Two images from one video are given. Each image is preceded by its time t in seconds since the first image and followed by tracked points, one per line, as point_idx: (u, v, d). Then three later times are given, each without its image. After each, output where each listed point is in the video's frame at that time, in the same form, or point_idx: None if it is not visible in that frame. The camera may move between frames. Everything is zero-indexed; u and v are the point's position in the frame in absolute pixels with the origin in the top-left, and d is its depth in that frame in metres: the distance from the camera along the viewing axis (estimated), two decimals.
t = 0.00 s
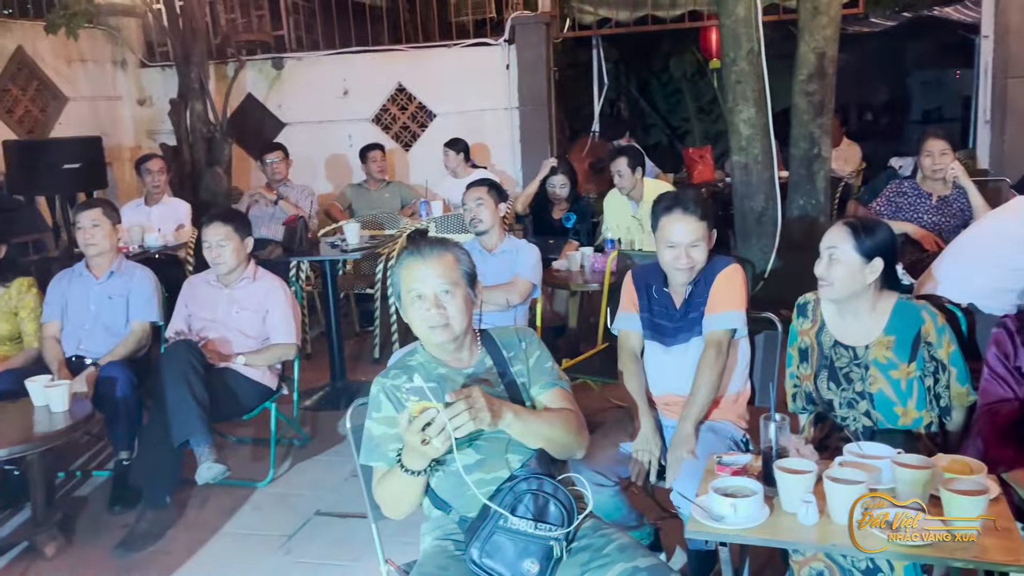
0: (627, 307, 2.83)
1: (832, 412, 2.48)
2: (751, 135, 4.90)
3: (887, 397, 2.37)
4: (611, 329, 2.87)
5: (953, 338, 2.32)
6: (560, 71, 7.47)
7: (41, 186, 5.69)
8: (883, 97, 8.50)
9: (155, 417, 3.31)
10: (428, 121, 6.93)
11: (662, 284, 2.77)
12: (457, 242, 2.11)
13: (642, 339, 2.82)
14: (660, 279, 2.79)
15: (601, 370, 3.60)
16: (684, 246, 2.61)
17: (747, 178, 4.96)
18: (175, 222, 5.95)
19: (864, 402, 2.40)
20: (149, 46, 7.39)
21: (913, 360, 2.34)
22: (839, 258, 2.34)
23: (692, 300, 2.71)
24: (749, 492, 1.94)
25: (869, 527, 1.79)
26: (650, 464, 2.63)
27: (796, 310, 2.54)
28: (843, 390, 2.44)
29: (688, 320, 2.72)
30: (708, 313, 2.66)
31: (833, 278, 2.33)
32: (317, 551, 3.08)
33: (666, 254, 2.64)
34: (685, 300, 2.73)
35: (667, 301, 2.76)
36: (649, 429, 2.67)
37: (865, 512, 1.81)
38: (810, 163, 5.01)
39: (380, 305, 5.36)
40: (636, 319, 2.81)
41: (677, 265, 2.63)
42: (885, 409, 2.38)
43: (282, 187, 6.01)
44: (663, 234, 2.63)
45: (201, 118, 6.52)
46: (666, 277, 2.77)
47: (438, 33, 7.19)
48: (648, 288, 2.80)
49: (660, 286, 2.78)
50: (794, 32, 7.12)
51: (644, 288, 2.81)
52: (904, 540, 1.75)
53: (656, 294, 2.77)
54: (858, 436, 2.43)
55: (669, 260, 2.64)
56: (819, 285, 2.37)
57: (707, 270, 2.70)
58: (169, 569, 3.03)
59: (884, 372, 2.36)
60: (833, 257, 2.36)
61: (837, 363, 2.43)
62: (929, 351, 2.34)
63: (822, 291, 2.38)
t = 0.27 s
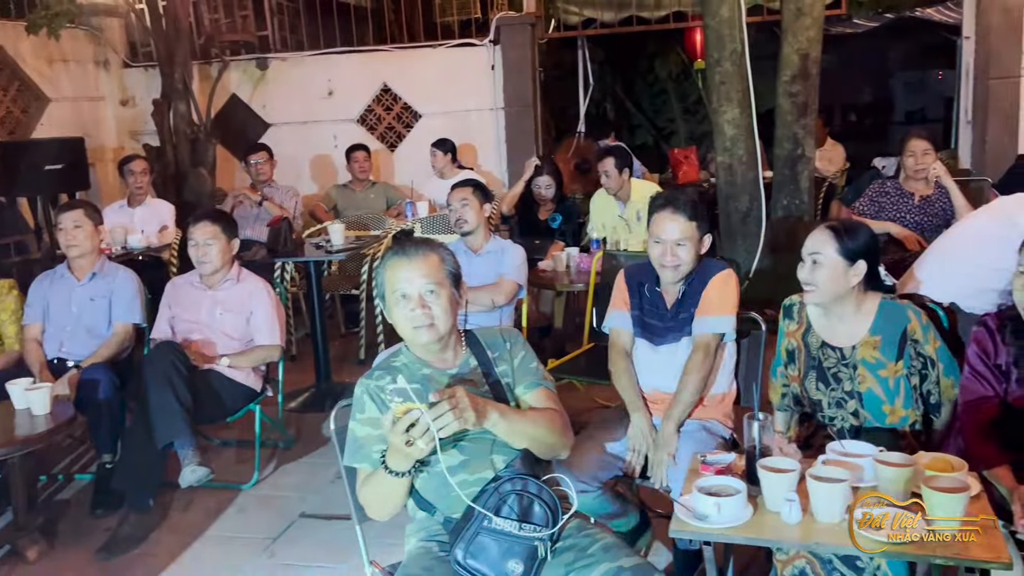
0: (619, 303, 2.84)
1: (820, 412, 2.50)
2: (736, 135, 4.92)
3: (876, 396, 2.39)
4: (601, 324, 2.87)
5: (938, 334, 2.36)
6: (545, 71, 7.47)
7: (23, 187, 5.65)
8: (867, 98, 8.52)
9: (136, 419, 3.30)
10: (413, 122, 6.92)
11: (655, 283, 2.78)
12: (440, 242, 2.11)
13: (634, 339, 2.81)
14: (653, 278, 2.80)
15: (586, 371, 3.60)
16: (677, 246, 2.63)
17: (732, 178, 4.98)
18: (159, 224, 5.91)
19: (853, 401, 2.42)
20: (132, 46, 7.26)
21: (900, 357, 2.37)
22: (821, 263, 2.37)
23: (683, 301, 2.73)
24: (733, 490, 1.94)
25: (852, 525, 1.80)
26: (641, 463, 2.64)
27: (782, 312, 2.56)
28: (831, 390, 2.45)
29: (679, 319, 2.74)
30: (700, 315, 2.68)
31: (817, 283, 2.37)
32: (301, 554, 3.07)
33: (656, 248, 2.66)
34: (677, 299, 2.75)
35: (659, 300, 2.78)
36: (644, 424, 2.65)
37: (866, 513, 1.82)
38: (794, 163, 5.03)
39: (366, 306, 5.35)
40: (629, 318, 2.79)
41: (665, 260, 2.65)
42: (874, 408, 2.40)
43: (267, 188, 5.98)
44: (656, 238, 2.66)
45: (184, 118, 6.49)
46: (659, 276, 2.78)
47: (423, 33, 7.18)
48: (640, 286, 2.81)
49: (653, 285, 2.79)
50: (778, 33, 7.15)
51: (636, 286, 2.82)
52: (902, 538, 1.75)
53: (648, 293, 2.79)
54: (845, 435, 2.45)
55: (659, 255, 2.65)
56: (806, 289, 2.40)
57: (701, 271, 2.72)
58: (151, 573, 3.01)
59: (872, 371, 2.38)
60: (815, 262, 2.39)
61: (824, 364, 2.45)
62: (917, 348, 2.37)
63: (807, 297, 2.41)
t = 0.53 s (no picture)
0: (607, 304, 2.85)
1: (803, 411, 2.53)
2: (720, 135, 4.94)
3: (859, 394, 2.43)
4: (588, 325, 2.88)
5: (921, 333, 2.41)
6: (530, 71, 7.47)
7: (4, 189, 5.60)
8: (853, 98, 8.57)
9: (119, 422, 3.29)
10: (398, 122, 6.91)
11: (643, 284, 2.79)
12: (425, 243, 2.11)
13: (616, 340, 2.84)
14: (642, 279, 2.81)
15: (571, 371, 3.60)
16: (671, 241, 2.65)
17: (716, 178, 5.00)
18: (142, 225, 5.87)
19: (836, 400, 2.46)
20: (114, 46, 7.29)
21: (883, 356, 2.41)
22: (813, 265, 2.37)
23: (674, 303, 2.74)
24: (717, 489, 1.95)
25: (833, 523, 1.81)
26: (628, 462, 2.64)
27: (765, 314, 2.55)
28: (815, 390, 2.49)
29: (668, 322, 2.75)
30: (693, 320, 2.70)
31: (811, 283, 2.37)
32: (286, 556, 3.06)
33: (648, 244, 2.68)
34: (667, 300, 2.75)
35: (647, 301, 2.78)
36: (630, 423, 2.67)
37: (865, 512, 1.80)
38: (777, 164, 5.06)
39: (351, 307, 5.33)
40: (613, 321, 2.83)
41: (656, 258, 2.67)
42: (857, 406, 2.45)
43: (251, 189, 5.95)
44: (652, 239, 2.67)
45: (168, 119, 6.46)
46: (648, 278, 2.80)
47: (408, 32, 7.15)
48: (628, 287, 2.82)
49: (641, 286, 2.80)
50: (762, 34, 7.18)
51: (625, 287, 2.83)
52: (902, 541, 1.75)
53: (637, 294, 2.79)
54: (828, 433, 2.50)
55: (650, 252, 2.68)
56: (797, 290, 2.40)
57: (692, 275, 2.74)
58: None
59: (857, 369, 2.42)
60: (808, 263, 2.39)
61: (808, 363, 2.48)
62: (901, 346, 2.41)
63: (797, 299, 2.41)
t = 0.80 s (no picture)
0: (589, 310, 2.85)
1: (792, 415, 2.52)
2: (705, 135, 4.96)
3: (847, 394, 2.45)
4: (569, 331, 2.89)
5: (903, 335, 2.45)
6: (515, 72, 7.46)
7: None
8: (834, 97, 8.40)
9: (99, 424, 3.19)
10: (383, 123, 6.89)
11: (628, 289, 2.80)
12: (412, 247, 2.09)
13: (596, 344, 2.86)
14: (626, 284, 2.81)
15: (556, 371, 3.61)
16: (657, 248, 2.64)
17: (701, 178, 5.01)
18: (124, 226, 5.83)
19: (825, 402, 2.47)
20: (96, 46, 7.25)
21: (870, 357, 2.44)
22: (810, 260, 2.39)
23: (662, 308, 2.76)
24: (701, 488, 1.96)
25: (816, 522, 1.82)
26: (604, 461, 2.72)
27: (749, 320, 2.56)
28: (804, 392, 2.49)
29: (657, 326, 2.76)
30: (683, 323, 2.72)
31: (807, 280, 2.39)
32: (271, 558, 3.05)
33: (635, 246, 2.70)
34: (653, 306, 2.77)
35: (632, 306, 2.79)
36: (600, 425, 2.77)
37: (865, 512, 1.80)
38: (761, 164, 5.08)
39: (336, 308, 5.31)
40: (593, 326, 2.85)
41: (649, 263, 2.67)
42: (845, 407, 2.46)
43: (234, 189, 5.92)
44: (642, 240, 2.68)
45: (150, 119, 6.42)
46: (632, 282, 2.80)
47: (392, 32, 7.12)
48: (612, 291, 2.82)
49: (625, 291, 2.80)
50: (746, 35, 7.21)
51: (608, 292, 2.83)
52: (904, 539, 1.75)
53: (622, 299, 2.80)
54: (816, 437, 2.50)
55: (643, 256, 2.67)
56: (791, 286, 2.41)
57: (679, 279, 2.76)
58: None
59: (845, 370, 2.44)
60: (803, 259, 2.41)
61: (797, 366, 2.49)
62: (886, 350, 2.44)
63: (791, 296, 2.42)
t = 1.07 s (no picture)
0: (576, 312, 2.86)
1: (776, 417, 2.53)
2: (690, 136, 4.97)
3: (830, 397, 2.45)
4: (555, 332, 2.89)
5: (882, 350, 2.41)
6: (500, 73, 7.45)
7: None
8: (818, 97, 8.41)
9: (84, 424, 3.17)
10: (368, 123, 6.87)
11: (615, 291, 2.80)
12: (411, 251, 2.08)
13: (583, 347, 2.86)
14: (612, 286, 2.82)
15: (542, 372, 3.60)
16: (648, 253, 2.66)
17: (686, 178, 5.02)
18: (107, 227, 5.78)
19: (808, 405, 2.48)
20: (78, 46, 7.19)
21: (854, 362, 2.44)
22: (796, 258, 2.42)
23: (649, 310, 2.76)
24: (686, 488, 1.96)
25: (800, 520, 1.83)
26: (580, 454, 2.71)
27: (734, 324, 2.56)
28: (788, 395, 2.50)
29: (645, 329, 2.77)
30: (671, 325, 2.72)
31: (794, 277, 2.41)
32: (255, 561, 3.03)
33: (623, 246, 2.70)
34: (640, 309, 2.77)
35: (619, 308, 2.79)
36: (574, 425, 2.77)
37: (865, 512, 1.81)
38: (746, 164, 5.10)
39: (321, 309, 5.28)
40: (580, 327, 2.85)
41: (638, 266, 2.68)
42: (828, 409, 2.47)
43: (218, 190, 5.89)
44: (632, 241, 2.69)
45: (133, 120, 6.37)
46: (619, 285, 2.81)
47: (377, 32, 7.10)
48: (598, 293, 2.83)
49: (613, 294, 2.81)
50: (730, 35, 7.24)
51: (595, 294, 2.83)
52: (903, 539, 1.75)
53: (609, 301, 2.80)
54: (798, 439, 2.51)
55: (632, 259, 2.69)
56: (779, 285, 2.43)
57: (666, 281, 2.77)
58: None
59: (828, 373, 2.45)
60: (790, 257, 2.43)
61: (782, 369, 2.49)
62: (864, 356, 2.42)
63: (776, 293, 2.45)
